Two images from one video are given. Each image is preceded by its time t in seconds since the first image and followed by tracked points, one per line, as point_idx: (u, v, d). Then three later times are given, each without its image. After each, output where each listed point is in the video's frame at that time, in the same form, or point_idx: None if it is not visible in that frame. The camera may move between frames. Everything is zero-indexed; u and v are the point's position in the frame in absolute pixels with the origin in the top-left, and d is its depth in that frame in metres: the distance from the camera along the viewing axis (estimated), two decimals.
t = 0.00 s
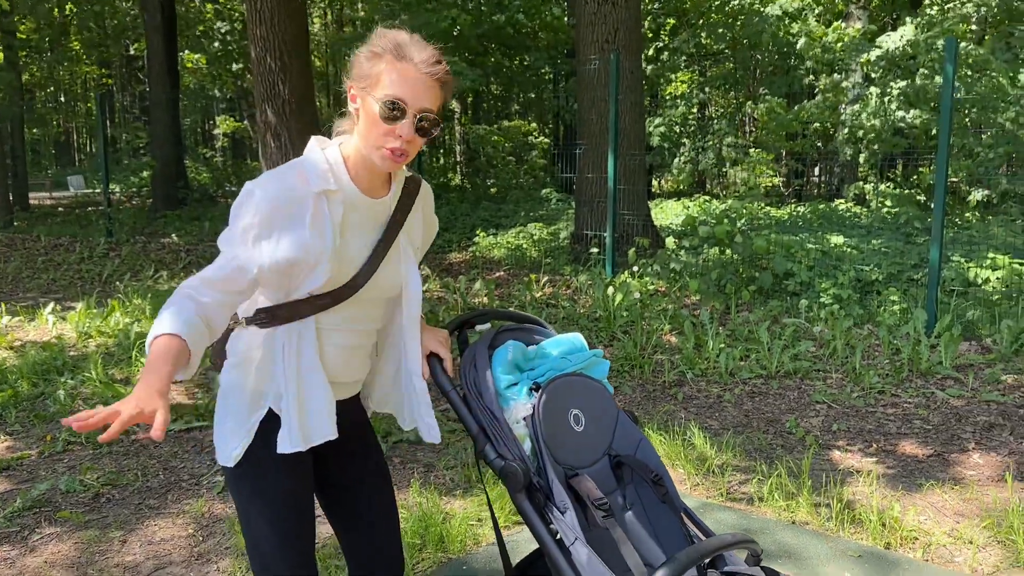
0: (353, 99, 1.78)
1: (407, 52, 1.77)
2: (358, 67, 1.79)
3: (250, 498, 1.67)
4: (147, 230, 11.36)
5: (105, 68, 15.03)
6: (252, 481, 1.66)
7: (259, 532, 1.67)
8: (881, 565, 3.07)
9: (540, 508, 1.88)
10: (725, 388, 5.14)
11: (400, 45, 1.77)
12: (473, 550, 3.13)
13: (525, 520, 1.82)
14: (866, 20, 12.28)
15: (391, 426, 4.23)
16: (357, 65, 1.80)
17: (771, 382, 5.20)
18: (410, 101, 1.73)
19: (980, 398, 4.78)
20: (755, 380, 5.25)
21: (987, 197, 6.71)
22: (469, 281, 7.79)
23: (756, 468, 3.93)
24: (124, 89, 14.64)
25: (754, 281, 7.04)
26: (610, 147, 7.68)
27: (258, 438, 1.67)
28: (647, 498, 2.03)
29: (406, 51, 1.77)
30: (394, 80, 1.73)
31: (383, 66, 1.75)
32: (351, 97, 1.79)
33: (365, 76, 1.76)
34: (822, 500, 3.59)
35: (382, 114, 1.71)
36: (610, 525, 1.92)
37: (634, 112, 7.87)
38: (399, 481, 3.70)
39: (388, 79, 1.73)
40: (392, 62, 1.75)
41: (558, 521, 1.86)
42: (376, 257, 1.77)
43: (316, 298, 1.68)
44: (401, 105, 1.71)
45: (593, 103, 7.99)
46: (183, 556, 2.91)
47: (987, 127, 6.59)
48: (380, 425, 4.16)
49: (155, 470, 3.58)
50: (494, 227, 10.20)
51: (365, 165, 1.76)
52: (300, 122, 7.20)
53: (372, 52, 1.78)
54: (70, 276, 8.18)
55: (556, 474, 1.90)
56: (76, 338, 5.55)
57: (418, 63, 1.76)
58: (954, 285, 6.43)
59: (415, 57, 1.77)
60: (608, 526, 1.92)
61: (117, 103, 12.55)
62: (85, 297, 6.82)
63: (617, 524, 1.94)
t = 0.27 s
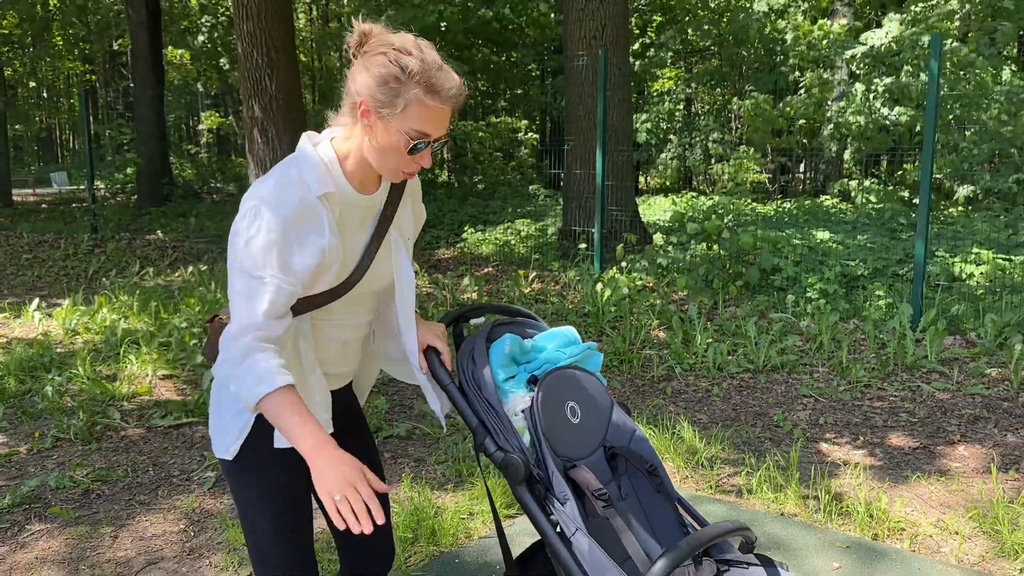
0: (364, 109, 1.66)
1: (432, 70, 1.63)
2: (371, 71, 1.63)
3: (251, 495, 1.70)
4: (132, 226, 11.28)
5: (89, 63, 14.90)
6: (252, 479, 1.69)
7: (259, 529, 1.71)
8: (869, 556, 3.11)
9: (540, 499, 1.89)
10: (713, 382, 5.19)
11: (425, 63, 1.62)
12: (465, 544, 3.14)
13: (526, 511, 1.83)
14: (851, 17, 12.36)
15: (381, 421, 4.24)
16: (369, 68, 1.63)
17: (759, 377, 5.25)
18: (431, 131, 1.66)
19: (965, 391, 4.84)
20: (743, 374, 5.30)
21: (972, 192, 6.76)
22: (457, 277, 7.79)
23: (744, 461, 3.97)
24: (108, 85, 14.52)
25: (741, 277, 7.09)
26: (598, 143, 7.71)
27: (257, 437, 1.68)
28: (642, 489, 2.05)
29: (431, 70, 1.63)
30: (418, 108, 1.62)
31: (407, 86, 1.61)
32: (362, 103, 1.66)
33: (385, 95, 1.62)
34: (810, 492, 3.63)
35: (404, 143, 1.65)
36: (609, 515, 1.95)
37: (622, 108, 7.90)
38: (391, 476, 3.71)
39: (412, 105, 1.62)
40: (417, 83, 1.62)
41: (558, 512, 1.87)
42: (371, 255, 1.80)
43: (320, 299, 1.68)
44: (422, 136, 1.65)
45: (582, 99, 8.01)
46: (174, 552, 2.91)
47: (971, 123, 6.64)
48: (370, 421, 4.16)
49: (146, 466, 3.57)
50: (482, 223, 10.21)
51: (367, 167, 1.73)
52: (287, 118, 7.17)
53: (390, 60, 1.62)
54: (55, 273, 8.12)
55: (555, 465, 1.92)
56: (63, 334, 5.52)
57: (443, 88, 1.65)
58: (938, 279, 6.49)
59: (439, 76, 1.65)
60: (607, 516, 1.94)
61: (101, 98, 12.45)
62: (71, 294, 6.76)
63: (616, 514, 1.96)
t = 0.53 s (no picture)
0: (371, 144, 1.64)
1: (436, 111, 1.58)
2: (377, 110, 1.60)
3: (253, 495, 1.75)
4: (118, 220, 11.20)
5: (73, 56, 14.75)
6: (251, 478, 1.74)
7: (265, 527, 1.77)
8: (858, 543, 3.15)
9: (535, 486, 1.91)
10: (702, 373, 5.23)
11: (429, 104, 1.57)
12: (457, 534, 3.15)
13: (521, 498, 1.83)
14: (838, 11, 12.43)
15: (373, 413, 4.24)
16: (376, 108, 1.59)
17: (747, 368, 5.29)
18: (439, 171, 1.64)
19: (950, 381, 4.89)
20: (731, 365, 5.34)
21: (957, 185, 6.82)
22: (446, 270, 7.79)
23: (733, 451, 4.00)
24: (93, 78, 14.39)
25: (729, 270, 7.13)
26: (587, 136, 7.74)
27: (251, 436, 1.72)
28: (634, 476, 2.06)
29: (435, 112, 1.58)
30: (423, 150, 1.60)
31: (410, 130, 1.58)
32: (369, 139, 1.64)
33: (389, 138, 1.60)
34: (798, 481, 3.67)
35: (412, 182, 1.64)
36: (603, 502, 1.97)
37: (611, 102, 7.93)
38: (383, 467, 3.72)
39: (417, 148, 1.60)
40: (422, 124, 1.58)
41: (554, 498, 1.89)
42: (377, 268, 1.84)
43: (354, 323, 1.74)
44: (431, 176, 1.64)
45: (570, 92, 8.02)
46: (167, 543, 2.91)
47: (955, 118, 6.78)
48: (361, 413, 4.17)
49: (137, 458, 3.56)
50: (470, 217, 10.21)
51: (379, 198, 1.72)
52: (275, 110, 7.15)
53: (395, 100, 1.58)
54: (41, 267, 8.06)
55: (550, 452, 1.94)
56: (50, 328, 5.48)
57: (450, 130, 1.59)
58: (924, 271, 6.55)
59: (446, 115, 1.59)
60: (602, 502, 1.97)
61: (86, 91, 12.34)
62: (57, 288, 6.72)
63: (610, 500, 1.99)
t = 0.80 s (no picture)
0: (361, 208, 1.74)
1: (417, 183, 1.67)
2: (363, 178, 1.70)
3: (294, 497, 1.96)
4: (106, 211, 11.14)
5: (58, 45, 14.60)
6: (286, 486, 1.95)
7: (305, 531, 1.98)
8: (846, 528, 3.19)
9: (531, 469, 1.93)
10: (691, 362, 5.27)
11: (409, 178, 1.66)
12: (451, 520, 3.18)
13: (517, 480, 1.86)
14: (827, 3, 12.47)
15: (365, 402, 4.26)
16: (365, 175, 1.69)
17: (736, 357, 5.33)
18: (422, 235, 1.75)
19: (936, 368, 4.95)
20: (720, 354, 5.38)
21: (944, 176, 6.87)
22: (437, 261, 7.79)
23: (723, 438, 4.04)
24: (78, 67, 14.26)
25: (718, 260, 7.16)
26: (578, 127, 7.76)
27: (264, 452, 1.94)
28: (628, 459, 2.09)
29: (417, 184, 1.67)
30: (406, 219, 1.70)
31: (393, 200, 1.67)
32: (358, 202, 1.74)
33: (374, 207, 1.69)
34: (787, 467, 3.71)
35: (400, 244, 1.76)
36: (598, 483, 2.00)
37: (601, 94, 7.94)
38: (376, 455, 3.74)
39: (401, 217, 1.70)
40: (408, 192, 1.67)
41: (549, 481, 1.93)
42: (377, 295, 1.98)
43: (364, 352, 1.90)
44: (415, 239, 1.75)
45: (560, 83, 8.03)
46: (162, 530, 2.92)
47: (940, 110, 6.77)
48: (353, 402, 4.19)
49: (130, 447, 3.57)
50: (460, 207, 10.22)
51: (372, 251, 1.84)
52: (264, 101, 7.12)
53: (380, 171, 1.68)
54: (29, 258, 8.01)
55: (546, 435, 1.97)
56: (40, 319, 5.46)
57: (431, 201, 1.68)
58: (911, 261, 6.61)
59: (428, 187, 1.68)
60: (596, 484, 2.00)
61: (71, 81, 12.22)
62: (46, 279, 6.69)
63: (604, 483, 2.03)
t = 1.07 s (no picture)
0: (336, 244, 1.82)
1: (381, 212, 1.74)
2: (333, 218, 1.78)
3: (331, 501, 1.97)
4: (96, 200, 11.08)
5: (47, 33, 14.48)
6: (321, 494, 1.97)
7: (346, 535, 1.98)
8: (836, 509, 3.24)
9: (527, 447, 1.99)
10: (684, 348, 5.31)
11: (373, 207, 1.74)
12: (447, 504, 3.21)
13: (513, 458, 1.93)
14: None
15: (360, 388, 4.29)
16: (333, 215, 1.77)
17: (728, 343, 5.38)
18: (400, 258, 1.81)
19: (926, 354, 5.00)
20: (712, 341, 5.42)
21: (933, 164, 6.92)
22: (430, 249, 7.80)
23: (715, 422, 4.08)
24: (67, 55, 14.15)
25: (710, 247, 7.20)
26: (570, 115, 7.77)
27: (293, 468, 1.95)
28: (623, 440, 2.11)
29: (381, 213, 1.74)
30: (379, 246, 1.76)
31: (362, 232, 1.74)
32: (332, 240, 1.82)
33: (347, 240, 1.77)
34: (779, 450, 3.75)
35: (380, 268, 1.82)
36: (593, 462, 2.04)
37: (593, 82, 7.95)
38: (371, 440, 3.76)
39: (375, 244, 1.76)
40: (375, 221, 1.74)
41: (544, 459, 1.98)
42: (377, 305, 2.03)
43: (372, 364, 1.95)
44: (395, 263, 1.81)
45: (553, 71, 8.04)
46: (160, 514, 2.94)
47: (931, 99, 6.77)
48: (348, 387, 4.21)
49: (126, 432, 3.58)
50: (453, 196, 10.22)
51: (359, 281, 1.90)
52: (257, 88, 7.09)
53: (346, 207, 1.75)
54: (19, 246, 7.98)
55: (542, 415, 2.02)
56: (32, 307, 5.45)
57: (399, 226, 1.75)
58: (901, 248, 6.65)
59: (393, 213, 1.75)
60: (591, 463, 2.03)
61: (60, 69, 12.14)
62: (37, 267, 6.67)
63: (599, 462, 2.07)
